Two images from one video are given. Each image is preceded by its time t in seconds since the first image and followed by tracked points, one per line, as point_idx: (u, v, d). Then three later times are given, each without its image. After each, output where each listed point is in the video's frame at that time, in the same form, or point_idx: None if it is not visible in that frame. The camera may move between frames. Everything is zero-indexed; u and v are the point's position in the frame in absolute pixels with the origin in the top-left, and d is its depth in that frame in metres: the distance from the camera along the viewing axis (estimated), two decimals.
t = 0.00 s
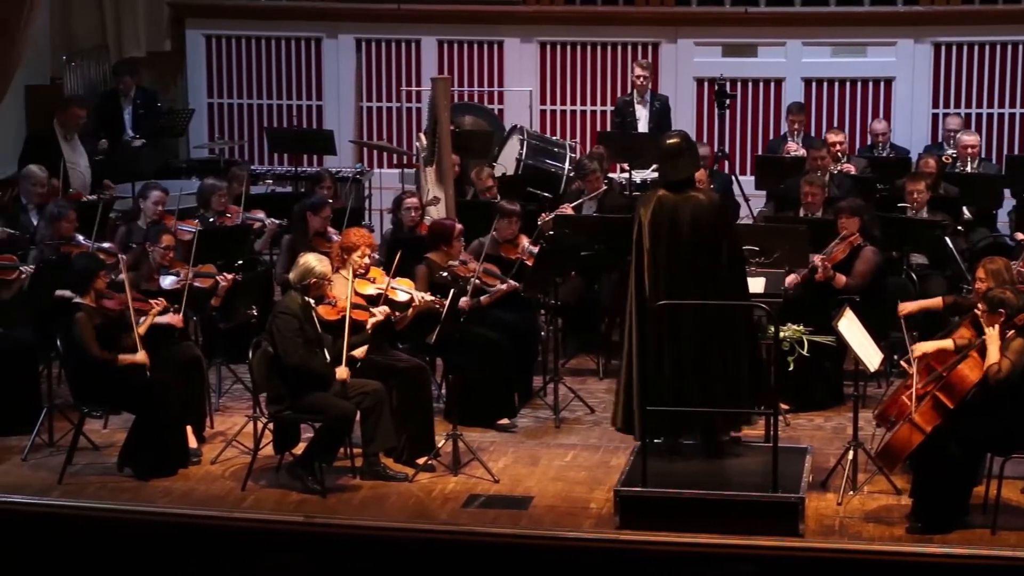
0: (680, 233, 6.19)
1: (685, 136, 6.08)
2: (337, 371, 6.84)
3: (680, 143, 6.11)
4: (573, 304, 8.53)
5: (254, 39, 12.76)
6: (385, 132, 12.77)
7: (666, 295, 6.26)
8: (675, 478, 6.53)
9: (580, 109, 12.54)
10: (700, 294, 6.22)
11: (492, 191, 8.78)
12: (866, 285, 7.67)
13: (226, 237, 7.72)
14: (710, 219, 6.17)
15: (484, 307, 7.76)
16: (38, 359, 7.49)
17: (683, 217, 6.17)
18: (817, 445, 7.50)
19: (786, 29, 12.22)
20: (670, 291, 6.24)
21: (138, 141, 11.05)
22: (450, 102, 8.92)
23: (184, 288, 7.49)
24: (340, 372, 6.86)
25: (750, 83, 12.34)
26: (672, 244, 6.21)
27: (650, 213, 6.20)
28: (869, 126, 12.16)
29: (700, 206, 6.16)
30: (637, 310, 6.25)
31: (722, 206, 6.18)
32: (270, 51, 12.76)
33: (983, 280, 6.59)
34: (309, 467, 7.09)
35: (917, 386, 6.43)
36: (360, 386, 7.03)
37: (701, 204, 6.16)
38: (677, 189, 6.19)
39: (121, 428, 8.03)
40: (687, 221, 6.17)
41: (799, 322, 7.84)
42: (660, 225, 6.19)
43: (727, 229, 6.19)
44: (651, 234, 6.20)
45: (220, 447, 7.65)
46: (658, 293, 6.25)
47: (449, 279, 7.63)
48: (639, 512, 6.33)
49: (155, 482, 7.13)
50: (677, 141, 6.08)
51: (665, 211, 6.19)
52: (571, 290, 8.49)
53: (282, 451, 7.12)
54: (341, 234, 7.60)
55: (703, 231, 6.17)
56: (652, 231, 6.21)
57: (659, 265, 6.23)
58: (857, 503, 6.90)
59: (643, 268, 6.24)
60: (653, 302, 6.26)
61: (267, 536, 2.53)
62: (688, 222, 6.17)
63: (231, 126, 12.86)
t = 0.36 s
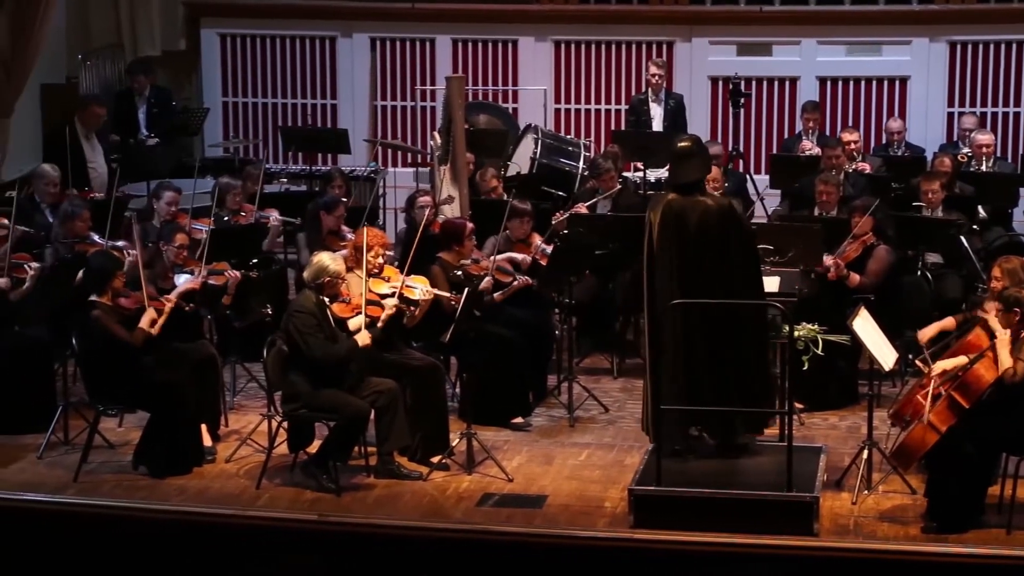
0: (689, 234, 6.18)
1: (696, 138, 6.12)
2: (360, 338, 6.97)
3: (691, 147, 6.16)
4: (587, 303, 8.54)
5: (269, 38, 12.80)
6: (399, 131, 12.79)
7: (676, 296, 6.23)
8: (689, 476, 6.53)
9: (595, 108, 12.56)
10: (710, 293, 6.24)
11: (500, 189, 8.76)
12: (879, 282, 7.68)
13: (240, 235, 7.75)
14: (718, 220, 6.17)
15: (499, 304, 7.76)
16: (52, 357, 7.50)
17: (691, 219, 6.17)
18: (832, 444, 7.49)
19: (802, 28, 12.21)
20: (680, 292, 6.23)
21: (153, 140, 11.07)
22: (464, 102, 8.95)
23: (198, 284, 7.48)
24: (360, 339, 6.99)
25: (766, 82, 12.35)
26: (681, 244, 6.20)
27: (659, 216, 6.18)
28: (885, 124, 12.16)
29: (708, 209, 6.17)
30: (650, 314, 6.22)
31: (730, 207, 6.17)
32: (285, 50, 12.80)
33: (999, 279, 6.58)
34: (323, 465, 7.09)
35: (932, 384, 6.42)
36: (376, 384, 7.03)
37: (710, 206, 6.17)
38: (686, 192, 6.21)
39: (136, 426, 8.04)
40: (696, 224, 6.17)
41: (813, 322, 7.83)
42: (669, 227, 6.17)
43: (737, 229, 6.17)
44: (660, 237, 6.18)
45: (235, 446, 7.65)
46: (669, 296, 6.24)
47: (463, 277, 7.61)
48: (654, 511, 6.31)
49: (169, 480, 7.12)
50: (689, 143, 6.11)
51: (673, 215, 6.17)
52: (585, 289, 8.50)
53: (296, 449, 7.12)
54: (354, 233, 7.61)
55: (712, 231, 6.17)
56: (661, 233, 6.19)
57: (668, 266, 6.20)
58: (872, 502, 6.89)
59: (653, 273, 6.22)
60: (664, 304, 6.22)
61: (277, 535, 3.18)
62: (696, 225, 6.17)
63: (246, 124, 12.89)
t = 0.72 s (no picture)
0: (701, 231, 6.17)
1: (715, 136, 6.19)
2: (371, 375, 6.88)
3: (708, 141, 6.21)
4: (603, 302, 8.54)
5: (285, 37, 12.83)
6: (415, 130, 12.82)
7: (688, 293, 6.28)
8: (708, 476, 6.51)
9: (610, 108, 12.59)
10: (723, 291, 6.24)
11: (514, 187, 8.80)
12: (898, 283, 7.69)
13: (257, 235, 7.79)
14: (731, 217, 6.15)
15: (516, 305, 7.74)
16: (70, 355, 7.53)
17: (704, 215, 6.14)
18: (848, 443, 7.48)
19: (819, 26, 12.21)
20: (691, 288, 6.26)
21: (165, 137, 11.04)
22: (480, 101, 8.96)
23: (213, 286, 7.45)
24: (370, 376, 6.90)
25: (782, 80, 12.32)
26: (693, 242, 6.21)
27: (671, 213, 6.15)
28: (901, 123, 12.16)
29: (721, 204, 6.15)
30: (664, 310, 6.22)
31: (743, 204, 6.16)
32: (301, 49, 12.84)
33: (1015, 278, 6.54)
34: (340, 464, 7.10)
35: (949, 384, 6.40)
36: (391, 383, 7.04)
37: (723, 202, 6.15)
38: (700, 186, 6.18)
39: (153, 425, 8.05)
40: (709, 219, 6.15)
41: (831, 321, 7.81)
42: (682, 224, 6.15)
43: (750, 226, 6.15)
44: (673, 233, 6.14)
45: (251, 444, 7.66)
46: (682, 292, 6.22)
47: (480, 276, 7.63)
48: (670, 510, 6.31)
49: (186, 478, 7.13)
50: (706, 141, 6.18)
51: (687, 211, 6.14)
52: (601, 289, 8.51)
53: (312, 447, 7.12)
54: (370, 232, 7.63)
55: (725, 228, 6.15)
56: (674, 230, 6.15)
57: (680, 263, 6.23)
58: (889, 502, 6.87)
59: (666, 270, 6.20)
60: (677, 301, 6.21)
61: (299, 533, 3.65)
62: (709, 221, 6.15)
63: (263, 123, 12.94)
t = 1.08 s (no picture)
0: (720, 233, 6.17)
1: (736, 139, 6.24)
2: (388, 348, 6.83)
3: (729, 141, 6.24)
4: (618, 301, 8.55)
5: (301, 37, 12.86)
6: (431, 130, 12.86)
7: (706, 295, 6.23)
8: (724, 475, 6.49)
9: (625, 107, 12.62)
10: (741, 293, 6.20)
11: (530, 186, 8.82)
12: (911, 282, 7.73)
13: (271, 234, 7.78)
14: (750, 219, 6.14)
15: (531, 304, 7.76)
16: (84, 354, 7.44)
17: (723, 217, 6.15)
18: (864, 443, 7.47)
19: (834, 25, 12.25)
20: (708, 290, 6.21)
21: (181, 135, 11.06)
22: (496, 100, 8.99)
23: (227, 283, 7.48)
24: (387, 350, 6.85)
25: (797, 80, 12.33)
26: (712, 244, 6.19)
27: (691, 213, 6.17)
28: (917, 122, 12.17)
29: (740, 206, 6.13)
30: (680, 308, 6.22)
31: (762, 206, 6.14)
32: (317, 48, 12.87)
33: None
34: (355, 463, 7.10)
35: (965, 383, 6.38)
36: (406, 382, 7.03)
37: (743, 204, 6.13)
38: (719, 186, 6.20)
39: (169, 425, 8.08)
40: (727, 220, 6.14)
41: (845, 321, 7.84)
42: (701, 225, 6.17)
43: (769, 228, 6.13)
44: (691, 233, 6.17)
45: (267, 444, 7.67)
46: (699, 292, 6.22)
47: (495, 276, 7.61)
48: (687, 510, 6.29)
49: (202, 477, 7.14)
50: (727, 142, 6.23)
51: (705, 211, 6.16)
52: (616, 288, 8.52)
53: (328, 446, 7.13)
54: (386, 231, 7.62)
55: (743, 231, 6.14)
56: (693, 230, 6.18)
57: (698, 265, 6.21)
58: (904, 502, 6.86)
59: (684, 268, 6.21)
60: (693, 300, 6.22)
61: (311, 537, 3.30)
62: (727, 222, 6.15)
63: (278, 123, 12.96)
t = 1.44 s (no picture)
0: (734, 230, 6.18)
1: (749, 132, 6.08)
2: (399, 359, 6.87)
3: (744, 139, 6.07)
4: (632, 301, 8.55)
5: (317, 37, 12.88)
6: (447, 130, 12.89)
7: (721, 291, 6.26)
8: (740, 475, 6.46)
9: (640, 107, 12.67)
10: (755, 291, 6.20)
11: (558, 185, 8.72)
12: (925, 281, 7.67)
13: (289, 233, 7.79)
14: (764, 217, 6.14)
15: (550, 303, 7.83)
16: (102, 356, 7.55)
17: (737, 214, 6.17)
18: (879, 444, 7.46)
19: (850, 24, 12.26)
20: (723, 287, 6.24)
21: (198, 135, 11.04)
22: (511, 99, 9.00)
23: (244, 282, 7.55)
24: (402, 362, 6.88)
25: (813, 79, 12.39)
26: (727, 240, 6.20)
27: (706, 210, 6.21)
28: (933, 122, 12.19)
29: (755, 203, 6.14)
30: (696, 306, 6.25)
31: (777, 204, 6.13)
32: (333, 48, 12.88)
33: None
34: (370, 463, 7.10)
35: (980, 383, 6.29)
36: (421, 382, 7.03)
37: (757, 201, 6.15)
38: (734, 185, 6.20)
39: (184, 424, 8.09)
40: (741, 218, 6.16)
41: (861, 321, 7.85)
42: (715, 222, 6.20)
43: (783, 226, 6.13)
44: (706, 229, 6.21)
45: (282, 443, 7.67)
46: (715, 290, 6.25)
47: (510, 276, 7.59)
48: (703, 511, 6.28)
49: (217, 476, 7.15)
50: (740, 138, 6.08)
51: (719, 208, 6.19)
52: (630, 287, 8.52)
53: (343, 446, 7.12)
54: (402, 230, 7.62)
55: (757, 228, 6.14)
56: (708, 227, 6.21)
57: (713, 261, 6.23)
58: (920, 503, 6.84)
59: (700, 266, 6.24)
60: (709, 298, 6.25)
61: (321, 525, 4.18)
62: (741, 219, 6.16)
63: (294, 123, 12.96)
